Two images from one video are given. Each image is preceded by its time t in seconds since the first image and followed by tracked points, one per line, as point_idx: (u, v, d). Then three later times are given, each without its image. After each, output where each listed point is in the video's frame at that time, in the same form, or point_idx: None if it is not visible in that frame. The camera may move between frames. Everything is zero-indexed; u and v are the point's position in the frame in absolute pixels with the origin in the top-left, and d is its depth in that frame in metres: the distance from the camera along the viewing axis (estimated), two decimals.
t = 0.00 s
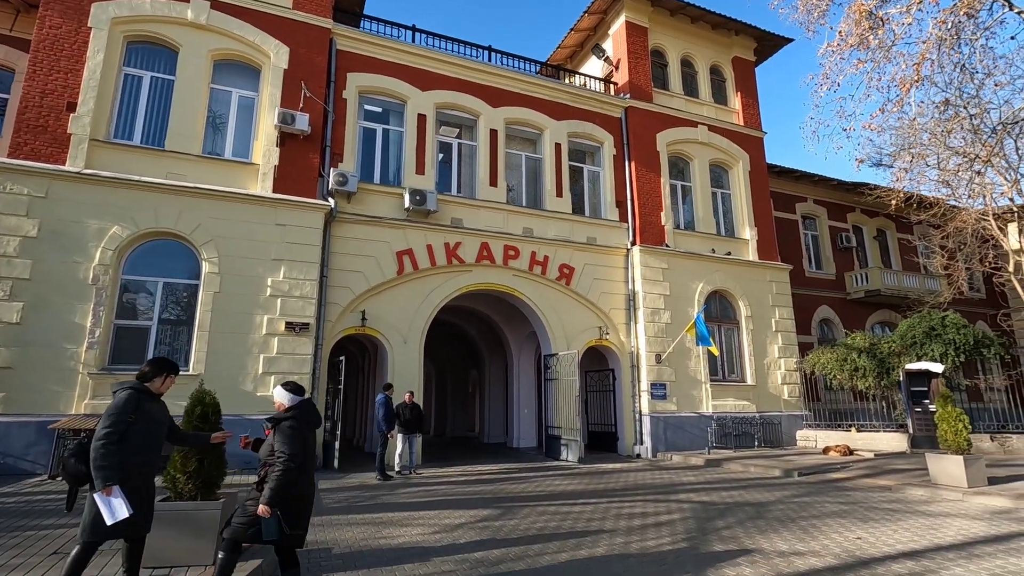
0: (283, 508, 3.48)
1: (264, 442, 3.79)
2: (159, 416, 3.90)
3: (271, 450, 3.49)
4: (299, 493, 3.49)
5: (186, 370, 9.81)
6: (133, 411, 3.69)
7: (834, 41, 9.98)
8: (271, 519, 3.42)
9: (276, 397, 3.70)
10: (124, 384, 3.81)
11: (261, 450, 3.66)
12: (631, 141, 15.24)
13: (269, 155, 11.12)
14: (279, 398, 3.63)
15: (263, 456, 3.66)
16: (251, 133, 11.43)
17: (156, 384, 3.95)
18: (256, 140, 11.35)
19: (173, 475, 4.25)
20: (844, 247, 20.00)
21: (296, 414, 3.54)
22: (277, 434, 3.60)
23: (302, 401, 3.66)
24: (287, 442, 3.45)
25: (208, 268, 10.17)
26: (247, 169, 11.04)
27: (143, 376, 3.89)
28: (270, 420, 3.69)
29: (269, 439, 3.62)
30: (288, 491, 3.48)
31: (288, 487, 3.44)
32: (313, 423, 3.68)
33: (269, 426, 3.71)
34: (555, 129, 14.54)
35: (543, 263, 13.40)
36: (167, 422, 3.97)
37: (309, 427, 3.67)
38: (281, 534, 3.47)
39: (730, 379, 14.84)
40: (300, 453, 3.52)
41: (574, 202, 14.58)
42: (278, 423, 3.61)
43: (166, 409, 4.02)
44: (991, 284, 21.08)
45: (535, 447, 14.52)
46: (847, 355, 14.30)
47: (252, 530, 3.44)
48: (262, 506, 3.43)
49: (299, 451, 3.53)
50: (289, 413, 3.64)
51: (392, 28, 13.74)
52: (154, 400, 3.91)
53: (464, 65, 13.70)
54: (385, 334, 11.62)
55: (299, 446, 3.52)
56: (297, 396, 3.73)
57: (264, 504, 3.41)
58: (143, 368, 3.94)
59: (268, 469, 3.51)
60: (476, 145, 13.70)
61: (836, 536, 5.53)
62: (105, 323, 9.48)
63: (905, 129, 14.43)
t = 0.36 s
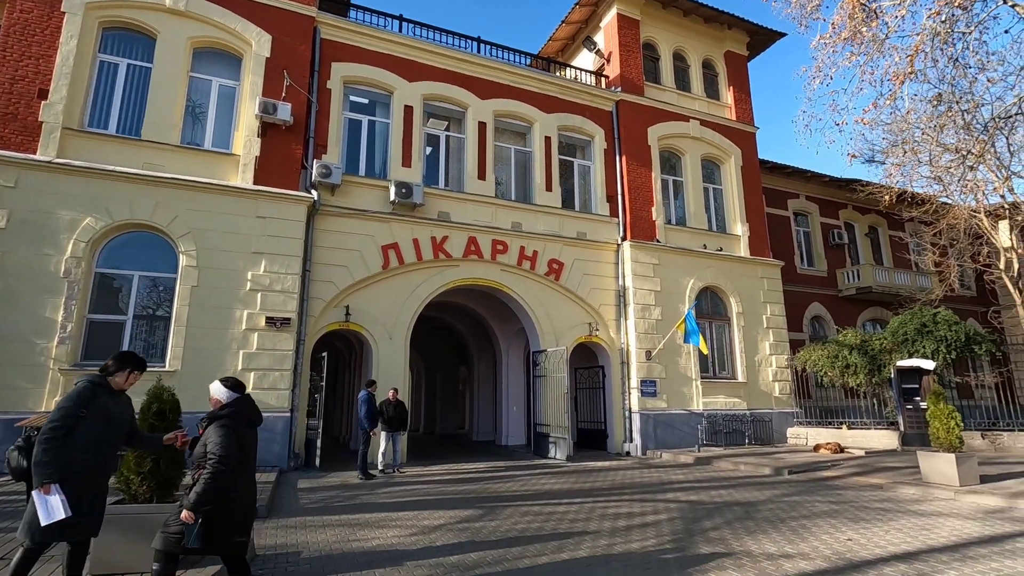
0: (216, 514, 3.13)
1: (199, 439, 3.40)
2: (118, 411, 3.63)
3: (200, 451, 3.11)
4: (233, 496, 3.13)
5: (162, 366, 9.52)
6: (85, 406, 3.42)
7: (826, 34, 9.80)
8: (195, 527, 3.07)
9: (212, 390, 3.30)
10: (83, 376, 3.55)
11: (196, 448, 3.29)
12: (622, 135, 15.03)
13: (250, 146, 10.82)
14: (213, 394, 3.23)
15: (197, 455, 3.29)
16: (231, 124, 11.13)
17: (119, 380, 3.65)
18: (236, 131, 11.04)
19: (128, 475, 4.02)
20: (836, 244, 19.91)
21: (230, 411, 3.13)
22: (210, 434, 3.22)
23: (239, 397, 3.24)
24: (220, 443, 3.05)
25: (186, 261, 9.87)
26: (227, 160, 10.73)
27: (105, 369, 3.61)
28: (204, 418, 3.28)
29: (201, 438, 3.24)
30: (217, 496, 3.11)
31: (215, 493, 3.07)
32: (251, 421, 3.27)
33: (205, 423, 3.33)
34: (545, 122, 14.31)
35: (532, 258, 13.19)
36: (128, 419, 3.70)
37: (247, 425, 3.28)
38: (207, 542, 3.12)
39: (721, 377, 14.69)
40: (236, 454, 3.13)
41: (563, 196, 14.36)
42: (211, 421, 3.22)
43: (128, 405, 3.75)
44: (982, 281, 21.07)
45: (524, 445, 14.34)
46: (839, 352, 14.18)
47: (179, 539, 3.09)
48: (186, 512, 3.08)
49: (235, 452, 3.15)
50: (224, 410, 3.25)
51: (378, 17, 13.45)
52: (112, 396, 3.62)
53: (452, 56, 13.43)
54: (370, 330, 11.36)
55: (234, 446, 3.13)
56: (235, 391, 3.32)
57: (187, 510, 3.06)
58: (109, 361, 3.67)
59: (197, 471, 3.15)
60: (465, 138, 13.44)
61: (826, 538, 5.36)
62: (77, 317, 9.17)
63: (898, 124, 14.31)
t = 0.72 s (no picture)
0: (149, 520, 3.01)
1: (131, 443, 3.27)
2: (49, 409, 3.44)
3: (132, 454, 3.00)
4: (169, 500, 3.03)
5: (135, 364, 9.23)
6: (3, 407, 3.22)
7: (817, 25, 9.61)
8: (126, 536, 2.94)
9: (145, 389, 3.20)
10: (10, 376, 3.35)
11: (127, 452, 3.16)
12: (612, 129, 14.81)
13: (228, 137, 10.52)
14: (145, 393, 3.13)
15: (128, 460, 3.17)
16: (209, 114, 10.82)
17: (48, 378, 3.42)
18: (214, 121, 10.73)
19: (68, 480, 3.77)
20: (827, 240, 19.80)
21: (165, 412, 3.03)
22: (142, 435, 3.10)
23: (175, 397, 3.17)
24: (154, 443, 2.95)
25: (160, 255, 9.57)
26: (204, 151, 10.43)
27: (33, 367, 3.38)
28: (135, 419, 3.16)
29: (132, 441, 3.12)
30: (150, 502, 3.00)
31: (148, 496, 2.95)
32: (186, 420, 3.18)
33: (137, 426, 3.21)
34: (533, 114, 14.06)
35: (519, 253, 12.95)
36: (60, 419, 3.51)
37: (183, 424, 3.18)
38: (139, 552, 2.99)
39: (711, 374, 14.53)
40: (171, 455, 3.03)
41: (552, 190, 14.13)
42: (143, 421, 3.11)
43: (61, 402, 3.56)
44: (973, 278, 21.02)
45: (512, 443, 14.16)
46: (829, 349, 14.01)
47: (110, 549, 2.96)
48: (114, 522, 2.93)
49: (169, 452, 3.04)
50: (157, 410, 3.14)
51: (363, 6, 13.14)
52: (40, 395, 3.41)
53: (438, 47, 13.16)
54: (352, 327, 11.10)
55: (169, 448, 3.03)
56: (169, 390, 3.22)
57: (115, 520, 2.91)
58: (40, 358, 3.45)
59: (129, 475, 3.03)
60: (451, 131, 13.19)
61: (813, 541, 5.17)
62: (46, 313, 8.86)
63: (889, 119, 14.17)
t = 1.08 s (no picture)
0: (85, 526, 3.06)
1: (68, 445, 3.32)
2: None
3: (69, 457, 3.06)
4: (108, 503, 3.10)
5: (111, 360, 8.96)
6: None
7: (812, 16, 9.42)
8: (60, 543, 2.98)
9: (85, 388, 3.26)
10: None
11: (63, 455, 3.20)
12: (604, 122, 14.59)
13: (209, 127, 10.24)
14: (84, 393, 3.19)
15: (66, 463, 3.22)
16: (190, 104, 10.53)
17: None
18: (194, 111, 10.44)
19: (14, 485, 3.60)
20: (821, 236, 19.67)
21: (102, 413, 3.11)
22: (80, 438, 3.16)
23: (114, 397, 3.23)
24: (92, 446, 3.03)
25: (137, 248, 9.30)
26: (184, 142, 10.15)
27: None
28: (74, 419, 3.22)
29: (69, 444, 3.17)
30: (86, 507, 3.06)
31: (84, 502, 3.01)
32: (126, 420, 3.26)
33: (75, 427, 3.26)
34: (524, 107, 13.83)
35: (509, 247, 12.74)
36: None
37: (123, 424, 3.26)
38: (74, 559, 3.03)
39: (703, 370, 14.38)
40: (109, 457, 3.12)
41: (543, 184, 13.91)
42: (82, 423, 3.18)
43: None
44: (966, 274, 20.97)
45: (502, 440, 13.98)
46: (823, 345, 13.98)
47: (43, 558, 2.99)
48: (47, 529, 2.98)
49: (108, 455, 3.11)
50: (96, 410, 3.20)
51: None
52: None
53: (426, 37, 12.90)
54: (338, 323, 10.86)
55: (108, 449, 3.11)
56: (109, 390, 3.28)
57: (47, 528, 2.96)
58: None
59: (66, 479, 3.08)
60: (440, 123, 12.94)
61: (806, 543, 4.98)
62: (18, 307, 8.57)
63: (884, 113, 14.02)
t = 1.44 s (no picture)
0: None
1: None
2: None
3: None
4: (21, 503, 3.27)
5: (88, 355, 8.67)
6: None
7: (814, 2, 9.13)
8: None
9: None
10: None
11: None
12: (599, 114, 14.30)
13: (191, 116, 9.93)
14: None
15: None
16: (172, 92, 10.21)
17: None
18: (176, 99, 10.12)
19: None
20: (820, 232, 19.44)
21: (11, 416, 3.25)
22: None
23: (26, 397, 3.37)
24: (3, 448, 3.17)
25: (116, 240, 8.99)
26: (166, 131, 9.84)
27: None
28: None
29: None
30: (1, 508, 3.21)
31: None
32: (36, 421, 3.39)
33: None
34: (518, 98, 13.53)
35: (502, 241, 12.46)
36: None
37: (35, 425, 3.39)
38: None
39: (700, 367, 14.14)
40: (19, 459, 3.25)
41: (537, 177, 13.63)
42: None
43: None
44: (965, 270, 20.75)
45: (495, 438, 13.73)
46: (821, 341, 13.67)
47: None
48: None
49: (19, 457, 3.26)
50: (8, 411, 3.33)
51: None
52: None
53: (417, 25, 12.57)
54: (325, 317, 10.58)
55: (18, 451, 3.24)
56: (21, 389, 3.41)
57: None
58: None
59: None
60: (431, 113, 12.63)
61: (805, 548, 4.74)
62: None
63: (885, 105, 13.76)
